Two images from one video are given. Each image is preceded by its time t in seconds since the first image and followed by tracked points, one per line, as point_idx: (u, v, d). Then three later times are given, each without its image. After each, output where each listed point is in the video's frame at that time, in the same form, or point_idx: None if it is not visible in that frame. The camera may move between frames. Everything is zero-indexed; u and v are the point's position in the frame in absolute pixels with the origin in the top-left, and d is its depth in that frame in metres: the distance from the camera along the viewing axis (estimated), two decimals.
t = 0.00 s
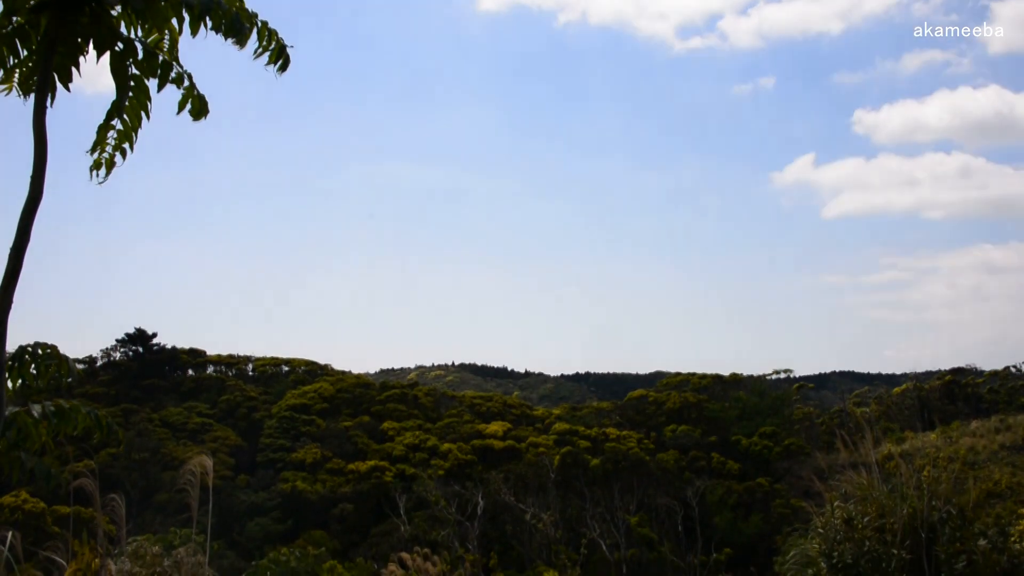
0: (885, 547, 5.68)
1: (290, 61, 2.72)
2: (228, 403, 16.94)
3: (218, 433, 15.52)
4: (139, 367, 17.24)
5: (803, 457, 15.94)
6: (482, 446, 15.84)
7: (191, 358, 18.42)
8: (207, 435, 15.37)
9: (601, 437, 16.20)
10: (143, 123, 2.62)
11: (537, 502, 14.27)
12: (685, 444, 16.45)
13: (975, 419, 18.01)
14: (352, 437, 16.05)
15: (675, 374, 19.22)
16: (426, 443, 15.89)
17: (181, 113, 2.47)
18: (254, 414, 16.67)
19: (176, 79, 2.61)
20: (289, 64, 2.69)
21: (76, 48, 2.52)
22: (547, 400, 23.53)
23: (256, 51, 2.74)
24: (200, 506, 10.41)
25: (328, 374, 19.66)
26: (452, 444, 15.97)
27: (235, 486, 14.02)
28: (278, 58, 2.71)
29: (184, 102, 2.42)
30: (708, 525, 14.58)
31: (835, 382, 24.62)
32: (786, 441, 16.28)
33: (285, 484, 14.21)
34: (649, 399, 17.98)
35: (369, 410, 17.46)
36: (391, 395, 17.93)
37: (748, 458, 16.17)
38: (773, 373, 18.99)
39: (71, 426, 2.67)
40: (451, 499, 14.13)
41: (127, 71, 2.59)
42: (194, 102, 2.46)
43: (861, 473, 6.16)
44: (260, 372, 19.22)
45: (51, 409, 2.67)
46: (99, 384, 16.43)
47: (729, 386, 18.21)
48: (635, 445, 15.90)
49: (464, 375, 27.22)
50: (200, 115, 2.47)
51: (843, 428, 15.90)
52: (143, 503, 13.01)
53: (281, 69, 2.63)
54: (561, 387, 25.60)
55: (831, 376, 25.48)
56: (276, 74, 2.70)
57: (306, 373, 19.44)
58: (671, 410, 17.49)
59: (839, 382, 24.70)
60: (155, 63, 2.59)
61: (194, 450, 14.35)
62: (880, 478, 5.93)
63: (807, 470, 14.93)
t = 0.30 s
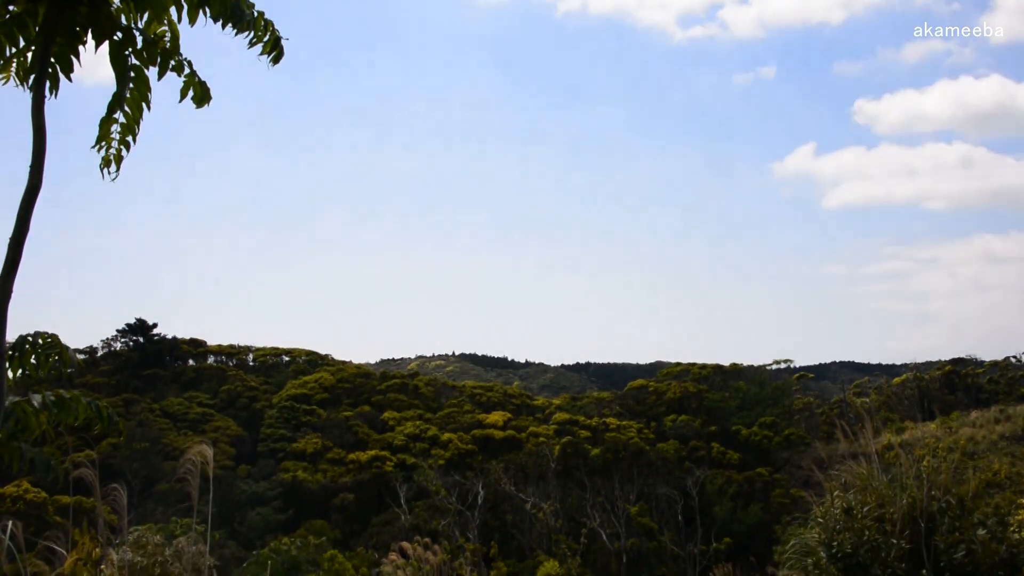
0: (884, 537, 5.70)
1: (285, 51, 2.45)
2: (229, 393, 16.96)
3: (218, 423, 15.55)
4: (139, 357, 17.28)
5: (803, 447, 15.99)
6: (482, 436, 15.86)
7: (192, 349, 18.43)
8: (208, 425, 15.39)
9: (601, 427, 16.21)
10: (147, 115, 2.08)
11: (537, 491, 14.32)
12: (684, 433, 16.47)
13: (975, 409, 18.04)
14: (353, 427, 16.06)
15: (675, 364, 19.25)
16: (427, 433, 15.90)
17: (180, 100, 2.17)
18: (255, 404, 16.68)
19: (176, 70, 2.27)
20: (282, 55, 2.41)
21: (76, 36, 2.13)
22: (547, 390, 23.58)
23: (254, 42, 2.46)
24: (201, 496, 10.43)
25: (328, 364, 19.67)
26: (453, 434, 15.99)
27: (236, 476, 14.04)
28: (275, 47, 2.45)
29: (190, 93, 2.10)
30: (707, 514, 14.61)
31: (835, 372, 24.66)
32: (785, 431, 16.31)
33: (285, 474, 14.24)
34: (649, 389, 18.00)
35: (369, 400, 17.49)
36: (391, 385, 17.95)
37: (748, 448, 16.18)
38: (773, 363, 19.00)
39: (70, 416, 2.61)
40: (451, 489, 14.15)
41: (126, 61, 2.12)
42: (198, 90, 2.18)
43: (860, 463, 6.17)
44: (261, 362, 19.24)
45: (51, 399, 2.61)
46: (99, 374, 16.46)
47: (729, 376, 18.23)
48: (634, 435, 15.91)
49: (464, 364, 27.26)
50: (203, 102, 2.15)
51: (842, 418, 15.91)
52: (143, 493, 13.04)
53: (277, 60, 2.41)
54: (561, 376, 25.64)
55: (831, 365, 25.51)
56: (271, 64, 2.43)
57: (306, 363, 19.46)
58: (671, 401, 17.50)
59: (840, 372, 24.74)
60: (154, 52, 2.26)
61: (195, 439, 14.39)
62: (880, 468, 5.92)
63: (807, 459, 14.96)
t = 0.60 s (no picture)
0: (884, 526, 5.71)
1: (288, 38, 2.35)
2: (230, 382, 16.96)
3: (219, 413, 15.56)
4: (140, 347, 17.33)
5: (803, 437, 16.02)
6: (482, 426, 15.88)
7: (192, 338, 18.44)
8: (209, 414, 15.41)
9: (601, 416, 16.22)
10: (145, 105, 2.01)
11: (537, 481, 14.35)
12: (685, 423, 16.48)
13: (975, 399, 18.06)
14: (354, 416, 16.08)
15: (675, 354, 19.26)
16: (427, 422, 15.92)
17: (179, 91, 2.05)
18: (255, 394, 16.70)
19: (176, 58, 2.15)
20: (287, 41, 2.30)
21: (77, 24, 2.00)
22: (548, 380, 23.60)
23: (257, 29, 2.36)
24: (202, 486, 10.45)
25: (329, 354, 19.69)
26: (453, 423, 16.00)
27: (236, 465, 14.07)
28: (278, 34, 2.34)
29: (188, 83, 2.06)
30: (707, 503, 14.64)
31: (835, 362, 24.69)
32: (785, 421, 16.33)
33: (286, 463, 14.27)
34: (650, 379, 18.01)
35: (370, 389, 17.51)
36: (392, 375, 17.97)
37: (749, 437, 16.21)
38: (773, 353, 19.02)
39: (71, 408, 2.56)
40: (452, 478, 14.17)
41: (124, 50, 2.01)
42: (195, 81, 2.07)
43: (860, 452, 6.17)
44: (261, 352, 19.25)
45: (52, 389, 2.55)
46: (100, 364, 16.49)
47: (729, 366, 18.24)
48: (635, 424, 15.92)
49: (465, 354, 27.29)
50: (200, 94, 2.04)
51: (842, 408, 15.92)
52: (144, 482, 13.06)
53: (279, 44, 2.30)
54: (561, 366, 25.66)
55: (831, 355, 25.53)
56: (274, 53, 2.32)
57: (307, 353, 19.48)
58: (671, 390, 17.51)
59: (840, 362, 24.76)
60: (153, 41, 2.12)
61: (195, 428, 14.41)
62: (880, 458, 5.92)
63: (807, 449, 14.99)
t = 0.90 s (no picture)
0: (883, 516, 5.72)
1: (287, 28, 2.33)
2: (231, 373, 16.98)
3: (220, 403, 15.58)
4: (141, 338, 17.35)
5: (803, 427, 16.06)
6: (482, 416, 15.89)
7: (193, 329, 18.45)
8: (210, 405, 15.44)
9: (601, 407, 16.24)
10: (144, 95, 2.00)
11: (538, 471, 14.38)
12: (685, 412, 16.49)
13: (975, 389, 18.07)
14: (355, 406, 16.10)
15: (676, 344, 19.27)
16: (428, 412, 15.94)
17: (179, 81, 2.04)
18: (256, 384, 16.71)
19: (176, 47, 2.13)
20: (287, 31, 2.28)
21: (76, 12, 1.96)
22: (549, 370, 23.63)
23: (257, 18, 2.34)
24: (203, 476, 10.47)
25: (329, 344, 19.70)
26: (454, 413, 16.01)
27: (237, 455, 14.09)
28: (278, 25, 2.33)
29: (188, 73, 2.04)
30: (708, 493, 14.65)
31: (835, 352, 24.70)
32: (786, 411, 16.34)
33: (286, 453, 14.29)
34: (650, 369, 18.02)
35: (371, 379, 17.54)
36: (392, 365, 17.99)
37: (749, 427, 16.23)
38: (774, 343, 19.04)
39: (72, 399, 2.54)
40: (453, 468, 14.19)
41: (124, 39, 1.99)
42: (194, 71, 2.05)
43: (861, 442, 6.16)
44: (262, 342, 19.26)
45: (53, 380, 2.53)
46: (100, 354, 16.50)
47: (729, 355, 18.25)
48: (635, 414, 15.93)
49: (466, 344, 27.30)
50: (200, 85, 2.02)
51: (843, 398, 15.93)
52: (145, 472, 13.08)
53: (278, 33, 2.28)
54: (562, 356, 25.68)
55: (831, 346, 25.55)
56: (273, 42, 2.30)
57: (307, 343, 19.49)
58: (671, 380, 17.52)
59: (840, 352, 24.78)
60: (154, 30, 2.10)
61: (196, 419, 14.43)
62: (880, 448, 5.93)
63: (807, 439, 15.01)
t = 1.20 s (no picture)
0: (883, 506, 5.73)
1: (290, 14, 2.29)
2: (231, 364, 16.99)
3: (220, 393, 15.61)
4: (141, 329, 17.37)
5: (803, 417, 16.07)
6: (482, 406, 15.91)
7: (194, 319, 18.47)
8: (210, 395, 15.46)
9: (601, 397, 16.25)
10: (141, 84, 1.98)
11: (538, 461, 14.40)
12: (685, 403, 16.52)
13: (975, 380, 18.08)
14: (355, 397, 16.12)
15: (676, 335, 19.29)
16: (428, 403, 15.97)
17: (180, 68, 2.01)
18: (256, 374, 16.74)
19: (176, 35, 2.10)
20: (289, 17, 2.24)
21: None
22: (549, 361, 23.64)
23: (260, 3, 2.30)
24: (204, 467, 10.48)
25: (329, 334, 19.71)
26: (454, 403, 16.03)
27: (238, 446, 14.12)
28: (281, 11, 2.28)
29: (189, 60, 2.01)
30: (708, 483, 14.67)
31: (836, 343, 24.72)
32: (786, 402, 16.36)
33: (287, 444, 14.31)
34: (651, 359, 18.03)
35: (372, 370, 17.55)
36: (393, 356, 18.01)
37: (749, 418, 16.25)
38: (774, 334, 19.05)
39: (72, 388, 2.54)
40: (453, 458, 14.22)
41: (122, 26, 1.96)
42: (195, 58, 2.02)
43: (861, 433, 6.16)
44: (263, 332, 19.28)
45: (53, 369, 2.52)
46: (101, 345, 16.53)
47: (729, 346, 18.27)
48: (635, 404, 15.94)
49: (466, 335, 27.33)
50: (200, 71, 1.99)
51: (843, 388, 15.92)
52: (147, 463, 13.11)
53: (283, 18, 2.23)
54: (562, 346, 25.70)
55: (832, 336, 25.57)
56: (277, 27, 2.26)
57: (308, 334, 19.51)
58: (671, 371, 17.54)
59: (840, 343, 24.79)
60: (155, 17, 2.06)
61: (197, 409, 14.45)
62: (880, 438, 5.93)
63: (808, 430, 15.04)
